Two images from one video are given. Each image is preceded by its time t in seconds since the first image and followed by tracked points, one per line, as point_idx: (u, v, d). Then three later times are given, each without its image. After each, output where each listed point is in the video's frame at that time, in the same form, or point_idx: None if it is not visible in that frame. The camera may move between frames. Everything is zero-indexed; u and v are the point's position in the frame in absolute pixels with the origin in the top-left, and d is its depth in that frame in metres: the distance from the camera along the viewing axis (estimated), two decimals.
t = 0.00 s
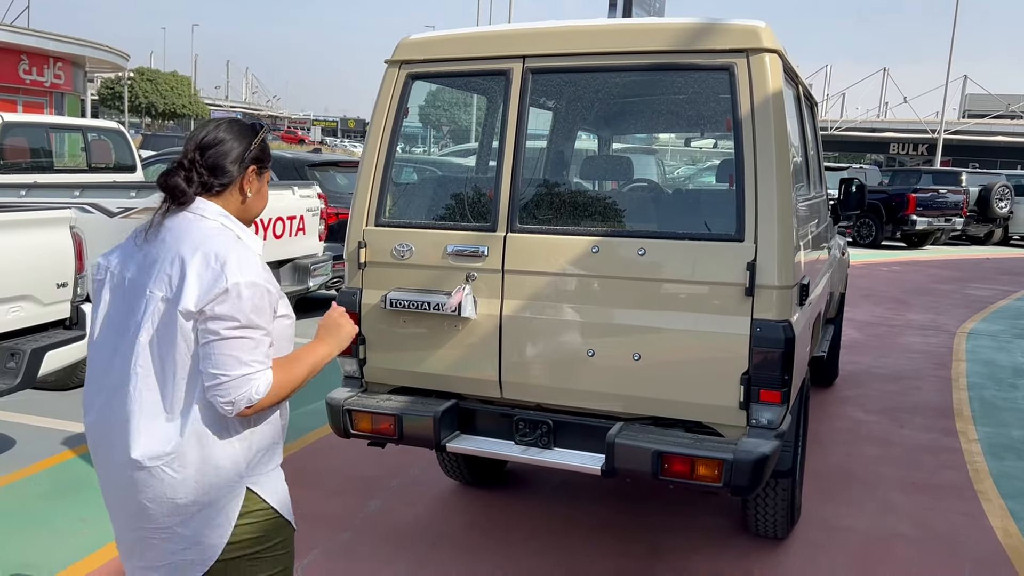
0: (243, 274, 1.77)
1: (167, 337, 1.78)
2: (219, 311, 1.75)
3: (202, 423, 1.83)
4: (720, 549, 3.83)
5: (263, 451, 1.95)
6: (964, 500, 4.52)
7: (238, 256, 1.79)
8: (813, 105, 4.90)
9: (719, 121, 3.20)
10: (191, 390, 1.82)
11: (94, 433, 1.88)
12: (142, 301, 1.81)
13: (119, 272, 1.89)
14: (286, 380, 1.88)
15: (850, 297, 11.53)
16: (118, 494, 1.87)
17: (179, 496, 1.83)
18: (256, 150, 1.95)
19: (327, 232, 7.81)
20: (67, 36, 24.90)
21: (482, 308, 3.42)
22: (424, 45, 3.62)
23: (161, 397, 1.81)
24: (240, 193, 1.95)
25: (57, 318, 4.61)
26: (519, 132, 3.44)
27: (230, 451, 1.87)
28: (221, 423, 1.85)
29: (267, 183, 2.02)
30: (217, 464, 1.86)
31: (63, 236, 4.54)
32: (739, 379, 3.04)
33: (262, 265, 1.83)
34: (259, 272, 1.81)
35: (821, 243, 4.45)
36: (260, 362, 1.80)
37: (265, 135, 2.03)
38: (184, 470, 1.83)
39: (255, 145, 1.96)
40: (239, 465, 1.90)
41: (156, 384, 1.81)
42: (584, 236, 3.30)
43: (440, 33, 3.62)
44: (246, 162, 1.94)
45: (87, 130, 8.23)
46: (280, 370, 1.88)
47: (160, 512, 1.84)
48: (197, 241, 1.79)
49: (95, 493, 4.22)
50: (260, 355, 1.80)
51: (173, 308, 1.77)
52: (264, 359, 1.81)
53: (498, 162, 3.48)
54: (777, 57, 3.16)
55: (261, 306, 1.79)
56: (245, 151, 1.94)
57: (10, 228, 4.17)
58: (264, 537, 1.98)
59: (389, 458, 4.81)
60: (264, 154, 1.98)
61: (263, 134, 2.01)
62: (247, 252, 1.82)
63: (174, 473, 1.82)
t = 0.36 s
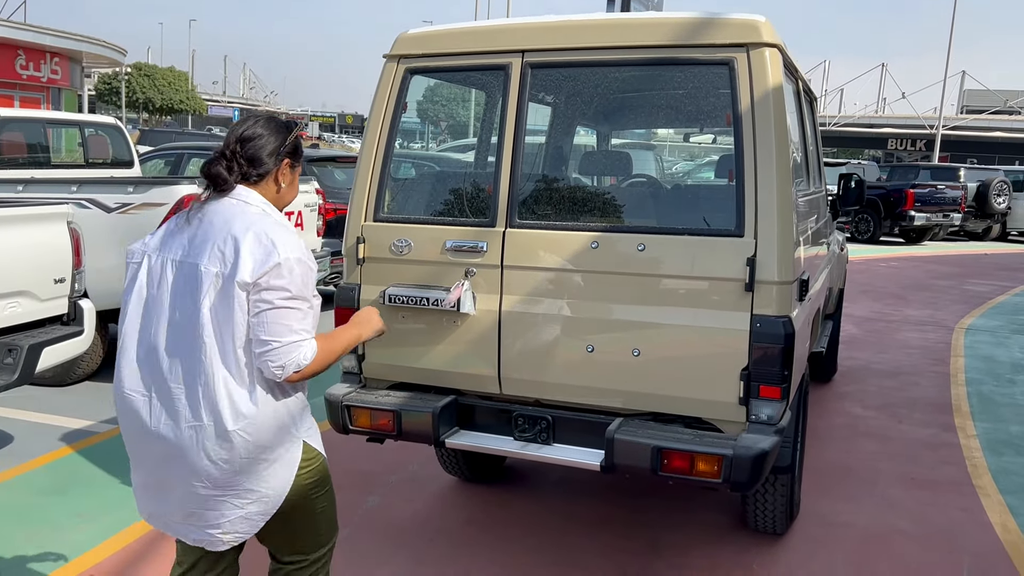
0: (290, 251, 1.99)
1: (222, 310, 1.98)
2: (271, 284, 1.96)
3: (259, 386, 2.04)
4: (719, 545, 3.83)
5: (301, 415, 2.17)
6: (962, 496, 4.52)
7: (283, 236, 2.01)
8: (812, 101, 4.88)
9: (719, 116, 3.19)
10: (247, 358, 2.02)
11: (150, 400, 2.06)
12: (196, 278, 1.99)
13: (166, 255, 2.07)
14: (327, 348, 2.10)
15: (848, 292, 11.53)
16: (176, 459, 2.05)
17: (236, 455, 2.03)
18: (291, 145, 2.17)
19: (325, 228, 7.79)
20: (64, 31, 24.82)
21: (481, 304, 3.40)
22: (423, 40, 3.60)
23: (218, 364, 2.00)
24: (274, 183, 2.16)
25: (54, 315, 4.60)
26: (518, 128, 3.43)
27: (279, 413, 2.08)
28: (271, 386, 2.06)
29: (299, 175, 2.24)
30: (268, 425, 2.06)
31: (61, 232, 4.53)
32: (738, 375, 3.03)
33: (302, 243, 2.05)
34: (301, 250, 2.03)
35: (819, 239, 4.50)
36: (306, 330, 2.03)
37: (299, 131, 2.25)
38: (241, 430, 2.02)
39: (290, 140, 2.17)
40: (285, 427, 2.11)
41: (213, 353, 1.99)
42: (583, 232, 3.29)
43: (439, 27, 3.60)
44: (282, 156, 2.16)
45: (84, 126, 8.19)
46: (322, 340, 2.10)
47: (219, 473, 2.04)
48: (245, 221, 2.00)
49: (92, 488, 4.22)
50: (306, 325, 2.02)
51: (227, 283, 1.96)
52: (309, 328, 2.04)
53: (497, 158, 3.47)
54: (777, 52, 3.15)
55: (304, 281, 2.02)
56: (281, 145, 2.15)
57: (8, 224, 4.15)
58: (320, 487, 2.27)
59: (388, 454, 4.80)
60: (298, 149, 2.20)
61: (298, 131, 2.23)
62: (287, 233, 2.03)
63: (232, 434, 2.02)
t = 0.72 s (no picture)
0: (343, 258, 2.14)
1: (279, 307, 2.12)
2: (328, 286, 2.11)
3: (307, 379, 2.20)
4: (718, 540, 3.83)
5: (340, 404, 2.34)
6: (961, 491, 4.53)
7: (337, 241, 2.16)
8: (812, 95, 4.87)
9: (719, 111, 3.18)
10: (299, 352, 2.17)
11: (202, 386, 2.18)
12: (254, 276, 2.13)
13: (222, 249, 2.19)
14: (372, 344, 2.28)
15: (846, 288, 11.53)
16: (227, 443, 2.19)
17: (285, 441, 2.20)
18: (347, 153, 2.32)
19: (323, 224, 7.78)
20: (61, 26, 24.76)
21: (480, 300, 3.39)
22: (423, 34, 3.60)
23: (273, 357, 2.14)
24: (326, 188, 2.31)
25: (52, 310, 4.59)
26: (518, 123, 3.42)
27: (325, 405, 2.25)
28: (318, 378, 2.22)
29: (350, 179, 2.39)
30: (315, 415, 2.23)
31: (59, 227, 4.53)
32: (738, 370, 3.03)
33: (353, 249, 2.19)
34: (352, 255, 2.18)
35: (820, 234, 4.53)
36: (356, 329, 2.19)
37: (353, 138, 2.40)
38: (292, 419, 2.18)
39: (344, 148, 2.32)
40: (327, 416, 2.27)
41: (270, 347, 2.14)
42: (583, 227, 3.29)
43: (439, 21, 3.59)
44: (336, 162, 2.30)
45: (82, 121, 8.17)
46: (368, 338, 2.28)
47: (267, 455, 2.20)
48: (303, 226, 2.13)
49: (92, 483, 4.22)
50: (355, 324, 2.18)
51: (285, 282, 2.10)
52: (358, 327, 2.20)
53: (496, 153, 3.46)
54: (777, 47, 3.14)
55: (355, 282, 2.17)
56: (335, 152, 2.29)
57: (7, 219, 4.13)
58: (345, 468, 2.42)
59: (388, 449, 4.81)
60: (352, 156, 2.35)
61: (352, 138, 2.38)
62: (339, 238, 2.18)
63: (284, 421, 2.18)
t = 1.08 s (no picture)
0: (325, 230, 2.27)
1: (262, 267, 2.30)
2: (302, 252, 2.24)
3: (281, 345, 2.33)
4: (718, 532, 3.83)
5: (320, 384, 2.41)
6: (960, 484, 4.53)
7: (324, 215, 2.30)
8: (812, 89, 4.86)
9: (719, 103, 3.17)
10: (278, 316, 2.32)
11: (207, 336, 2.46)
12: (249, 240, 2.34)
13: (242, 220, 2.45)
14: (354, 320, 2.31)
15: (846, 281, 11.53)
16: (213, 391, 2.40)
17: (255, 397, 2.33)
18: (367, 150, 2.48)
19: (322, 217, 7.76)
20: (59, 19, 24.69)
21: (479, 292, 3.39)
22: (422, 26, 3.58)
23: (254, 313, 2.33)
24: (344, 181, 2.47)
25: (51, 303, 4.57)
26: (517, 116, 3.40)
27: (298, 373, 2.35)
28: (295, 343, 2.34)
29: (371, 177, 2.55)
30: (287, 384, 2.34)
31: (57, 220, 4.51)
32: (738, 362, 3.02)
33: (343, 227, 2.32)
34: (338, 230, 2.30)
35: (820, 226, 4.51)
36: (331, 299, 2.27)
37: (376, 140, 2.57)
38: (263, 377, 2.32)
39: (366, 147, 2.48)
40: (303, 385, 2.37)
41: (252, 303, 2.32)
42: (583, 219, 3.28)
43: (438, 13, 3.57)
44: (356, 158, 2.47)
45: (81, 114, 8.16)
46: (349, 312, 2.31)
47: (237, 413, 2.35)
48: (298, 201, 2.31)
49: (92, 477, 4.22)
50: (330, 294, 2.27)
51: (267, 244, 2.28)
52: (333, 298, 2.28)
53: (496, 146, 3.44)
54: (778, 38, 3.13)
55: (335, 254, 2.28)
56: (356, 149, 2.46)
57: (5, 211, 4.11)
58: (325, 449, 2.44)
59: (387, 442, 4.81)
60: (372, 154, 2.52)
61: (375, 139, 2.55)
62: (331, 214, 2.31)
63: (255, 378, 2.32)
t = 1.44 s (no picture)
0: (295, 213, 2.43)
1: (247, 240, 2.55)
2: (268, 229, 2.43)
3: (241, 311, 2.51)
4: (718, 526, 3.83)
5: (271, 361, 2.53)
6: (960, 478, 4.52)
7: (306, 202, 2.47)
8: (815, 82, 4.84)
9: (720, 95, 3.15)
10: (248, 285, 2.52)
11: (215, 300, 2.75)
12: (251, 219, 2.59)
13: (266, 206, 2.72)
14: (299, 303, 2.41)
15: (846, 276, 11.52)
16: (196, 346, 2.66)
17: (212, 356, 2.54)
18: (375, 155, 2.61)
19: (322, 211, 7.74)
20: (59, 13, 24.64)
21: (479, 286, 3.38)
22: (422, 18, 3.56)
23: (231, 280, 2.57)
24: (350, 181, 2.62)
25: (50, 297, 4.56)
26: (517, 109, 3.39)
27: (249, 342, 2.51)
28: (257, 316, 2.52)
29: (381, 181, 2.66)
30: (239, 350, 2.51)
31: (56, 214, 4.49)
32: (739, 356, 3.02)
33: (318, 215, 2.46)
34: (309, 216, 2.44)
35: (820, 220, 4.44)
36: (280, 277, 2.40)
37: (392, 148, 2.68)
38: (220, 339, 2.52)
39: (373, 152, 2.60)
40: (254, 356, 2.52)
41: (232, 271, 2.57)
42: (583, 212, 3.26)
43: (438, 5, 3.55)
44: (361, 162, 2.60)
45: (80, 107, 8.14)
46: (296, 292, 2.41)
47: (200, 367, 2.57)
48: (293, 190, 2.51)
49: (91, 470, 4.21)
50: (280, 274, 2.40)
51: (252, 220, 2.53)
52: (286, 276, 2.41)
53: (496, 140, 3.43)
54: (780, 30, 3.11)
55: (300, 240, 2.43)
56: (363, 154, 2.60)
57: (4, 204, 4.09)
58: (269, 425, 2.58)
59: (387, 435, 4.81)
60: (382, 158, 2.63)
61: (389, 146, 2.67)
62: (311, 203, 2.48)
63: (214, 338, 2.53)
